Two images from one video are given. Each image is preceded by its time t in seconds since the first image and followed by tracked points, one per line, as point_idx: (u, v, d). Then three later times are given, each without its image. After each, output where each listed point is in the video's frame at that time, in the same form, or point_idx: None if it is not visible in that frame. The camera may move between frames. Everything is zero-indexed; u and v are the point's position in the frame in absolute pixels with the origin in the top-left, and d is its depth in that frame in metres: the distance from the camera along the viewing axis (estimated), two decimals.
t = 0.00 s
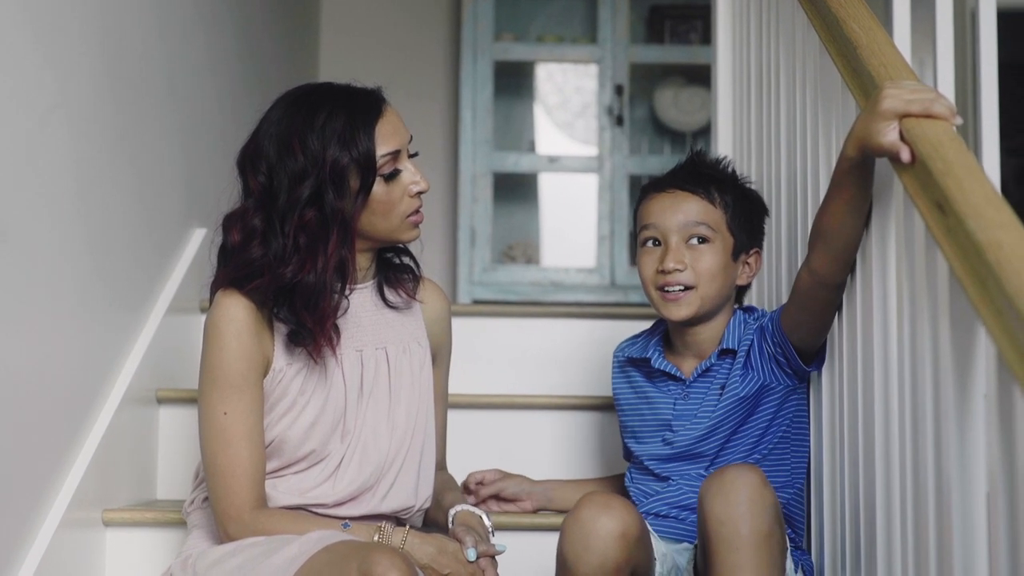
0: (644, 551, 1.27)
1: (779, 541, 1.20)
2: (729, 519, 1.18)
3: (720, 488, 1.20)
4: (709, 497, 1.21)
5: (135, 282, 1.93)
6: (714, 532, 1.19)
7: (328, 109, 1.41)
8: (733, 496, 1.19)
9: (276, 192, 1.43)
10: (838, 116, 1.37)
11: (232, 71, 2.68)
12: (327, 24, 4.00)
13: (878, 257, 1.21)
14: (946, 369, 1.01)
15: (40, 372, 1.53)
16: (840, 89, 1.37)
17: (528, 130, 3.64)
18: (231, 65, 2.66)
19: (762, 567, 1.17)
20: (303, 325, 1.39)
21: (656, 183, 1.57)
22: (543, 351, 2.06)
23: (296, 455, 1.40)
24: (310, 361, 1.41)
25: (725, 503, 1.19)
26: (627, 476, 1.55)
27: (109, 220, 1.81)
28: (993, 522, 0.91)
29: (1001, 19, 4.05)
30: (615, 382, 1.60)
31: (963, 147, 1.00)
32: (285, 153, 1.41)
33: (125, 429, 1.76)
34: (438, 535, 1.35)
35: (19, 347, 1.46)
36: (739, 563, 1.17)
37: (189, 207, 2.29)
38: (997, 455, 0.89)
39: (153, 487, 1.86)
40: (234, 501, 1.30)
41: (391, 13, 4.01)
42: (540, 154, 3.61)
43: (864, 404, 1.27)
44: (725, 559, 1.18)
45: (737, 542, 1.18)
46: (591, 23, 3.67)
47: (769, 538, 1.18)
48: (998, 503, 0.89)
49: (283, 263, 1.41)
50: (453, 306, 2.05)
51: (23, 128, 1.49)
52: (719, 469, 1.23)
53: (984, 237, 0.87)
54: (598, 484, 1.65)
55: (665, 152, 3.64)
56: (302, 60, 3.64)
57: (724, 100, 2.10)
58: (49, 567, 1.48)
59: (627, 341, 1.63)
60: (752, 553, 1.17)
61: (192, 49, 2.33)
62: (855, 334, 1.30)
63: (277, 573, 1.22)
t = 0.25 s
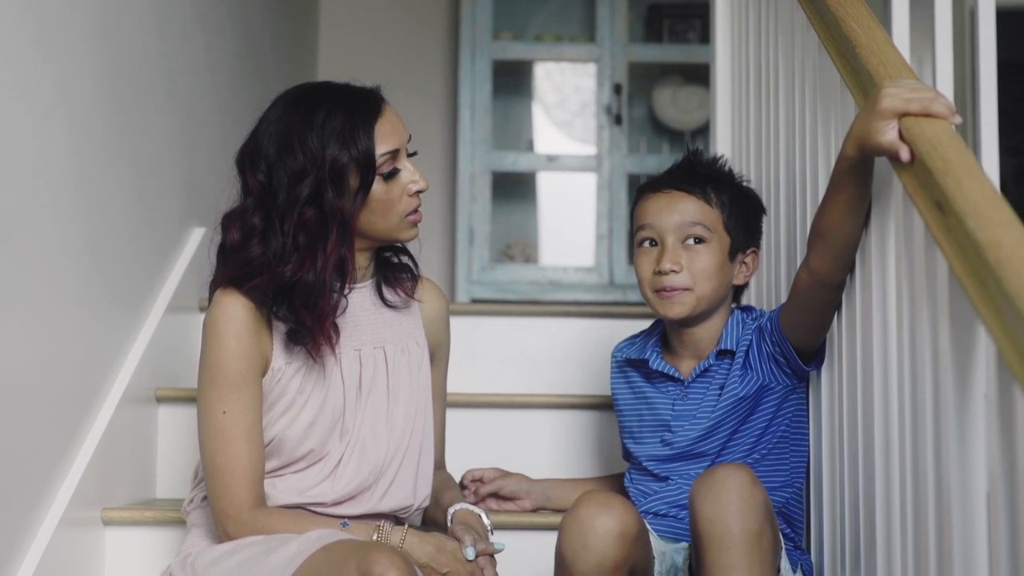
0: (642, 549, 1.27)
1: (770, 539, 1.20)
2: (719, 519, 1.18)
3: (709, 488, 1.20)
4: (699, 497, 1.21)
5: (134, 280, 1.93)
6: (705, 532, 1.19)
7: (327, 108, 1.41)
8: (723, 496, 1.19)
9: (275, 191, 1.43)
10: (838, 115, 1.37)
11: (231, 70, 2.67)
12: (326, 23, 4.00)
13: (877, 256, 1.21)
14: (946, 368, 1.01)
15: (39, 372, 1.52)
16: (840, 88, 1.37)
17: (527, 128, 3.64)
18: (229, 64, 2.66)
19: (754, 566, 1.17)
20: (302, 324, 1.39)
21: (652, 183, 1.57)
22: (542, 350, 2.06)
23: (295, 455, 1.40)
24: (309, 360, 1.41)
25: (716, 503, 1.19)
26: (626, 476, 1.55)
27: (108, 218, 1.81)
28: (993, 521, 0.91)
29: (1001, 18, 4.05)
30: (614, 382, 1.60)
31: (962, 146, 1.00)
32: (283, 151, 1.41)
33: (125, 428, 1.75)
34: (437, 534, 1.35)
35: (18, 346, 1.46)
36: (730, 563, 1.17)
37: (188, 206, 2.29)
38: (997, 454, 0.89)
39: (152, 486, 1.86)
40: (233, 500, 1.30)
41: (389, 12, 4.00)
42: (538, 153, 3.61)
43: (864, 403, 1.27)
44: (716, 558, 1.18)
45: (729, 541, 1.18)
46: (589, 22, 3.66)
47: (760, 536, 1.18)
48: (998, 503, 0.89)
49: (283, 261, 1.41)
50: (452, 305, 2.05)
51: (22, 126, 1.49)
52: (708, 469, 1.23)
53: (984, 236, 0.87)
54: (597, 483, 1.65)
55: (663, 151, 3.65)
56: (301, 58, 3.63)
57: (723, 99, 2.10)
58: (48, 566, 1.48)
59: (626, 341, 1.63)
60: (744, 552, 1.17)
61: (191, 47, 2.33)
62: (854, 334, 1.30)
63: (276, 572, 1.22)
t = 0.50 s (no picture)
0: (642, 548, 1.27)
1: (771, 539, 1.20)
2: (719, 519, 1.18)
3: (709, 488, 1.20)
4: (699, 498, 1.21)
5: (137, 281, 1.93)
6: (705, 533, 1.19)
7: (330, 109, 1.41)
8: (723, 496, 1.19)
9: (277, 191, 1.43)
10: (840, 116, 1.37)
11: (234, 70, 2.67)
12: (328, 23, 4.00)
13: (880, 257, 1.21)
14: (949, 368, 1.00)
15: (41, 372, 1.53)
16: (842, 88, 1.37)
17: (529, 129, 3.64)
18: (231, 64, 2.66)
19: (755, 565, 1.17)
20: (304, 324, 1.39)
21: (657, 184, 1.57)
22: (544, 351, 2.05)
23: (297, 455, 1.40)
24: (311, 361, 1.41)
25: (716, 503, 1.19)
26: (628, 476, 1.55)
27: (110, 219, 1.81)
28: (996, 522, 0.91)
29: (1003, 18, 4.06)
30: (616, 383, 1.60)
31: (965, 146, 1.00)
32: (286, 152, 1.41)
33: (128, 429, 1.76)
34: (439, 534, 1.35)
35: (21, 347, 1.46)
36: (731, 563, 1.17)
37: (190, 207, 2.29)
38: (999, 454, 0.89)
39: (155, 486, 1.86)
40: (236, 500, 1.30)
41: (391, 13, 4.01)
42: (540, 154, 3.61)
43: (866, 404, 1.27)
44: (717, 559, 1.18)
45: (729, 541, 1.17)
46: (591, 23, 3.67)
47: (760, 536, 1.18)
48: (1001, 503, 0.89)
49: (285, 261, 1.41)
50: (454, 306, 2.05)
51: (25, 126, 1.49)
52: (708, 470, 1.23)
53: (987, 236, 0.87)
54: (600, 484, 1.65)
55: (665, 152, 3.63)
56: (303, 59, 3.64)
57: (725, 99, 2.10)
58: (51, 566, 1.48)
59: (628, 341, 1.63)
60: (744, 552, 1.17)
61: (193, 48, 2.33)
62: (857, 335, 1.30)
63: (279, 573, 1.22)
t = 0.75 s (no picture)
0: (641, 548, 1.27)
1: (767, 538, 1.20)
2: (716, 519, 1.18)
3: (706, 487, 1.20)
4: (696, 498, 1.21)
5: (137, 280, 1.93)
6: (702, 532, 1.19)
7: (330, 108, 1.41)
8: (720, 495, 1.19)
9: (278, 190, 1.43)
10: (840, 115, 1.37)
11: (234, 70, 2.67)
12: (329, 22, 4.00)
13: (880, 256, 1.21)
14: (950, 368, 1.00)
15: (42, 371, 1.53)
16: (843, 88, 1.37)
17: (530, 128, 3.64)
18: (232, 64, 2.66)
19: (752, 564, 1.17)
20: (304, 323, 1.39)
21: (658, 183, 1.57)
22: (544, 350, 2.05)
23: (298, 455, 1.40)
24: (311, 361, 1.41)
25: (713, 502, 1.19)
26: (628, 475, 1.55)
27: (111, 218, 1.81)
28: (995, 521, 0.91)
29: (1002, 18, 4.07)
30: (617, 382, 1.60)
31: (966, 146, 1.00)
32: (287, 151, 1.41)
33: (128, 428, 1.76)
34: (440, 533, 1.35)
35: (22, 346, 1.46)
36: (728, 563, 1.17)
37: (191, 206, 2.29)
38: (1000, 454, 0.89)
39: (155, 485, 1.86)
40: (236, 499, 1.30)
41: (392, 12, 4.00)
42: (541, 153, 3.61)
43: (867, 404, 1.27)
44: (714, 558, 1.18)
45: (726, 540, 1.17)
46: (592, 22, 3.66)
47: (757, 536, 1.18)
48: (1001, 503, 0.89)
49: (285, 260, 1.41)
50: (454, 305, 2.05)
51: (25, 125, 1.49)
52: (705, 470, 1.23)
53: (988, 236, 0.87)
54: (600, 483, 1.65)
55: (666, 151, 3.63)
56: (303, 58, 3.63)
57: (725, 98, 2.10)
58: (52, 565, 1.48)
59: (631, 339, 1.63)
60: (741, 551, 1.17)
61: (194, 47, 2.33)
62: (857, 334, 1.30)
63: (279, 572, 1.22)
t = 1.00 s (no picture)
0: (642, 548, 1.27)
1: (773, 534, 1.20)
2: (722, 514, 1.18)
3: (712, 483, 1.20)
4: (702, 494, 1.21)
5: (137, 279, 1.93)
6: (708, 527, 1.19)
7: (331, 108, 1.41)
8: (726, 491, 1.19)
9: (278, 190, 1.43)
10: (840, 115, 1.37)
11: (235, 69, 2.67)
12: (330, 22, 4.00)
13: (880, 256, 1.21)
14: (949, 368, 1.00)
15: (42, 371, 1.53)
16: (843, 87, 1.37)
17: (530, 128, 3.64)
18: (232, 63, 2.66)
19: (758, 560, 1.17)
20: (305, 323, 1.39)
21: (661, 180, 1.57)
22: (544, 350, 2.05)
23: (298, 454, 1.40)
24: (312, 360, 1.41)
25: (719, 498, 1.19)
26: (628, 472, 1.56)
27: (111, 218, 1.81)
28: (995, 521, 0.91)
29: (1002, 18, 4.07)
30: (618, 380, 1.60)
31: (966, 146, 1.00)
32: (287, 151, 1.41)
33: (128, 427, 1.76)
34: (440, 533, 1.35)
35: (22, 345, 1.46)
36: (734, 559, 1.17)
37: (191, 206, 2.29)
38: (1000, 454, 0.89)
39: (155, 486, 1.86)
40: (237, 499, 1.30)
41: (392, 12, 4.00)
42: (541, 153, 3.61)
43: (867, 404, 1.27)
44: (720, 555, 1.18)
45: (732, 536, 1.18)
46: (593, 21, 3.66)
47: (763, 531, 1.18)
48: (1001, 502, 0.89)
49: (285, 260, 1.41)
50: (454, 305, 2.05)
51: (25, 125, 1.49)
52: (711, 466, 1.22)
53: (988, 236, 0.87)
54: (600, 483, 1.65)
55: (666, 151, 3.63)
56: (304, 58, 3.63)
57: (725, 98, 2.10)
58: (52, 565, 1.48)
59: (631, 337, 1.63)
60: (747, 547, 1.17)
61: (194, 47, 2.33)
62: (857, 334, 1.30)
63: (279, 572, 1.22)
